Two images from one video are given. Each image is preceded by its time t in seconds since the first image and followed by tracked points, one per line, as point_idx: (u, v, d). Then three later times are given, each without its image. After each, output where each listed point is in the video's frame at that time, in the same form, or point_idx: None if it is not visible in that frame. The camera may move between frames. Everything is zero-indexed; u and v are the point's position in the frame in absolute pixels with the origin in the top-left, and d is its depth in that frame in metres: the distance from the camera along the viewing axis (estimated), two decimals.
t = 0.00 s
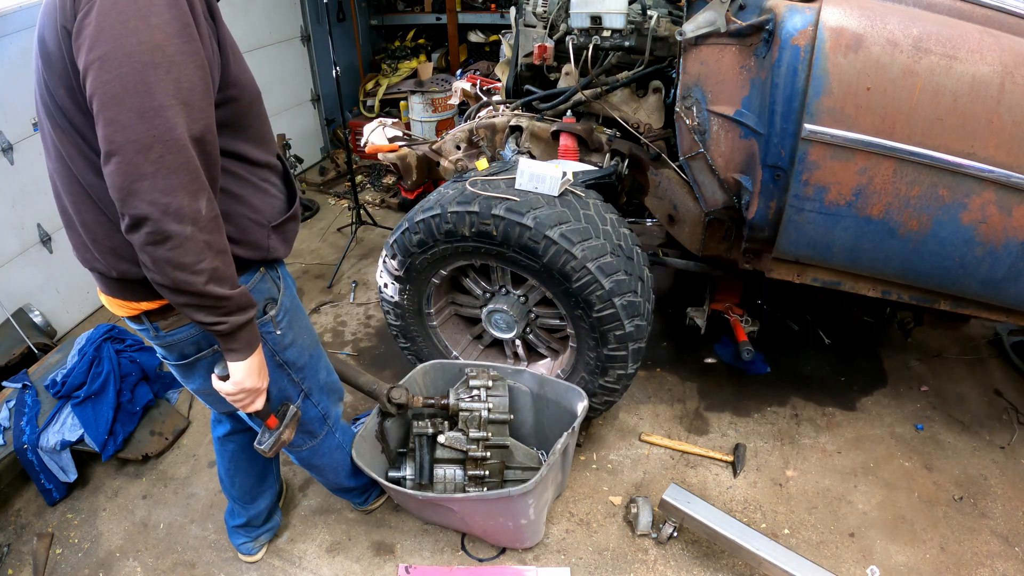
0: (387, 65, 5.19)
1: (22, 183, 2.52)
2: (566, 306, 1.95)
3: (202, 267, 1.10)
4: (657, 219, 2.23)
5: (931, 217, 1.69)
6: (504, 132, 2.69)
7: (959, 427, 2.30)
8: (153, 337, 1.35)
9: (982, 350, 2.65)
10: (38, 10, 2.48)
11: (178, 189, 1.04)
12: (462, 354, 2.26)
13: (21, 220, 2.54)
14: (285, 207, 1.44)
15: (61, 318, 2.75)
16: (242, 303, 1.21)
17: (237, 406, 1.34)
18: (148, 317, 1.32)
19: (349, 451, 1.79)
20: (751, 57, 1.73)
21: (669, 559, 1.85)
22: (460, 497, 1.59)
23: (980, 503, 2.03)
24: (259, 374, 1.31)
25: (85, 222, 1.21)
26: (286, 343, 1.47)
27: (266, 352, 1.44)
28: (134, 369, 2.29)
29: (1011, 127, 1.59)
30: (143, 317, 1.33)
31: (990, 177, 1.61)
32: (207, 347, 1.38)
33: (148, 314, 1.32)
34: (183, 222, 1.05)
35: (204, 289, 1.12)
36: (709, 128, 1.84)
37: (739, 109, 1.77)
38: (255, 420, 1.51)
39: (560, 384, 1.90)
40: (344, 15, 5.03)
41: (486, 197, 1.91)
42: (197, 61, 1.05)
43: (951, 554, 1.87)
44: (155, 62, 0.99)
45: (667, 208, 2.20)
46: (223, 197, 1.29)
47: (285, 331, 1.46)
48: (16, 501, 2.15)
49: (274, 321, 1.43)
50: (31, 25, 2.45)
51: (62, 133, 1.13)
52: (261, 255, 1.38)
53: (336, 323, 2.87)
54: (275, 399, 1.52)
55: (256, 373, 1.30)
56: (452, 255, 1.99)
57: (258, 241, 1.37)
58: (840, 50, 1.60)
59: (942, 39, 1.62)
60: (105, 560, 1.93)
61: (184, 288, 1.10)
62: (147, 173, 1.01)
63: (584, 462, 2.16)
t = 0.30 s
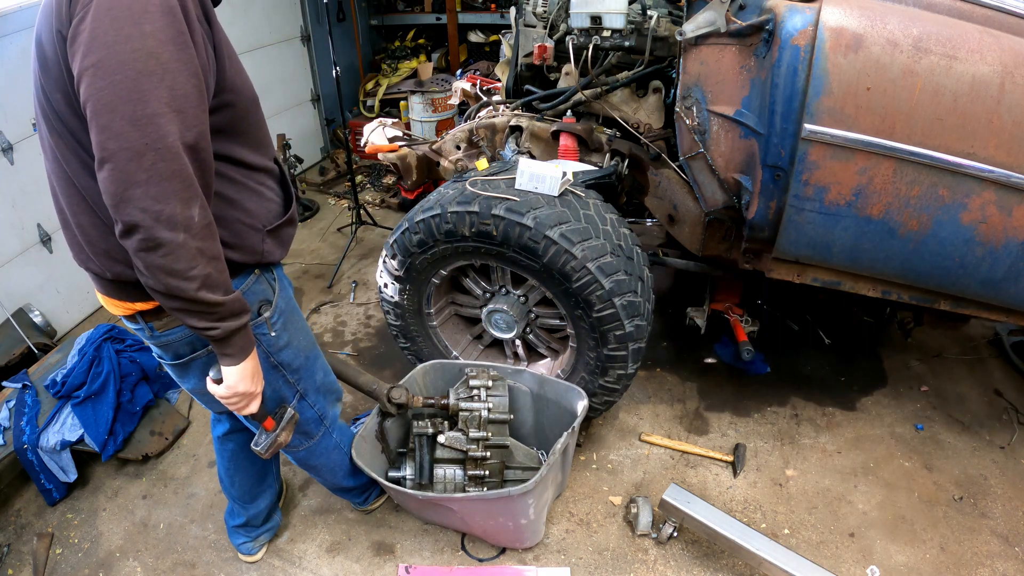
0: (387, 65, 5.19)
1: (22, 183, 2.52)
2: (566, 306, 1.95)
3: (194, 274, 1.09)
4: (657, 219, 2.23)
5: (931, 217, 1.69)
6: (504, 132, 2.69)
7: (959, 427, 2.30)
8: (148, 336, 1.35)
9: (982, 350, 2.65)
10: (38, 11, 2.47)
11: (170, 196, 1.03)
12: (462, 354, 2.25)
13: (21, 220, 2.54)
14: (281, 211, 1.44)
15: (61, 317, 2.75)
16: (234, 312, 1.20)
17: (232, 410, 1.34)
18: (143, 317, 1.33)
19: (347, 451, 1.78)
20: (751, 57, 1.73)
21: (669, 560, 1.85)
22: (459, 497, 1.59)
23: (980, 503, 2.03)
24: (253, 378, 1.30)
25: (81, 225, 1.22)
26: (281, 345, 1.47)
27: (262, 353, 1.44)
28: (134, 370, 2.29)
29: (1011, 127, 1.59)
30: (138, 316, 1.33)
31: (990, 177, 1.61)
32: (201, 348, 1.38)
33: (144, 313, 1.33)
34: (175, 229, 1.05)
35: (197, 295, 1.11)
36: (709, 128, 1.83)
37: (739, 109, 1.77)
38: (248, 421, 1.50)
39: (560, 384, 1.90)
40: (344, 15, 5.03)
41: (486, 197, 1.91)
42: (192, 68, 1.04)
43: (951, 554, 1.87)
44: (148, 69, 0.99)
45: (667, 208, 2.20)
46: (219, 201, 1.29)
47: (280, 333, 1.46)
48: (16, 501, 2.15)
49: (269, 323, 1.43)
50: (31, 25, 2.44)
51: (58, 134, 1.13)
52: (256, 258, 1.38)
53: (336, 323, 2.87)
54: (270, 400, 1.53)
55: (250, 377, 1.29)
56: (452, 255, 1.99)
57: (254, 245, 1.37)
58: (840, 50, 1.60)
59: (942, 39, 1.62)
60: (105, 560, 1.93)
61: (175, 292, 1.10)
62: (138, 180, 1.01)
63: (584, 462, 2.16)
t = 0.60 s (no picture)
0: (387, 65, 5.19)
1: (23, 183, 2.50)
2: (566, 306, 1.95)
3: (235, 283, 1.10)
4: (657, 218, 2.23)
5: (931, 217, 1.69)
6: (504, 132, 2.69)
7: (959, 427, 2.30)
8: (137, 350, 1.29)
9: (982, 350, 2.65)
10: (38, 11, 2.47)
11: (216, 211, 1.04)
12: (462, 354, 2.25)
13: (21, 220, 2.52)
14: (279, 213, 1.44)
15: (61, 317, 2.75)
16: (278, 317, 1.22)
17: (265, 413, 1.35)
18: (132, 326, 1.26)
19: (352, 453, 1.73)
20: (751, 57, 1.73)
21: (668, 559, 1.85)
22: (461, 497, 1.60)
23: (980, 503, 2.03)
24: (285, 385, 1.32)
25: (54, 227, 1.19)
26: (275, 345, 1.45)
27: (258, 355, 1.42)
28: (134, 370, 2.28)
29: (1011, 127, 1.59)
30: (126, 327, 1.26)
31: (990, 177, 1.61)
32: (196, 354, 1.32)
33: (132, 323, 1.26)
34: (215, 238, 1.06)
35: (242, 300, 1.13)
36: (709, 127, 1.83)
37: (739, 109, 1.77)
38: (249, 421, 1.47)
39: (560, 383, 1.90)
40: (343, 16, 5.03)
41: (486, 197, 1.91)
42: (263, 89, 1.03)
43: (951, 554, 1.87)
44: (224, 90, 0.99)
45: (667, 207, 2.20)
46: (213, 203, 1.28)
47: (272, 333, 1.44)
48: (16, 501, 2.15)
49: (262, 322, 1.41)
50: (32, 25, 2.43)
51: (52, 133, 1.14)
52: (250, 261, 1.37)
53: (335, 323, 2.87)
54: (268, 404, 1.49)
55: (282, 384, 1.31)
56: (452, 255, 1.99)
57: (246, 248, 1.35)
58: (840, 51, 1.60)
59: (943, 39, 1.62)
60: (105, 560, 1.93)
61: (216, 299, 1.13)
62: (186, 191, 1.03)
63: (584, 462, 2.16)
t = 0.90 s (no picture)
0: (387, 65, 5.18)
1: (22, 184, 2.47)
2: (566, 306, 1.95)
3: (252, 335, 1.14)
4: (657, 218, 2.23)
5: (931, 217, 1.69)
6: (504, 132, 2.69)
7: (959, 427, 2.30)
8: (125, 357, 1.32)
9: (982, 350, 2.65)
10: (39, 11, 2.46)
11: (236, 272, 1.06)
12: (462, 354, 2.25)
13: (21, 220, 2.51)
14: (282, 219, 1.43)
15: (61, 317, 2.75)
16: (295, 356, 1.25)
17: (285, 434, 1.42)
18: (119, 335, 1.28)
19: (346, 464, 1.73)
20: (751, 57, 1.73)
21: (669, 559, 1.85)
22: (461, 497, 1.59)
23: (980, 503, 2.03)
24: (300, 417, 1.36)
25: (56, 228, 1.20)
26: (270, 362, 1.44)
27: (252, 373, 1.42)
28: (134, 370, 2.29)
29: (1011, 127, 1.59)
30: (113, 334, 1.28)
31: (990, 177, 1.61)
32: (183, 368, 1.34)
33: (119, 332, 1.28)
34: (233, 298, 1.09)
35: (259, 352, 1.17)
36: (709, 127, 1.83)
37: (739, 109, 1.77)
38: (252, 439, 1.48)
39: (560, 384, 1.90)
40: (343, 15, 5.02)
41: (486, 197, 1.91)
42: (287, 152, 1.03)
43: (951, 554, 1.87)
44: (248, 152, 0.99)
45: (667, 207, 2.20)
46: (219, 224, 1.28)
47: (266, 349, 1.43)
48: (16, 501, 2.15)
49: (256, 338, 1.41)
50: (32, 25, 2.43)
51: (67, 133, 1.15)
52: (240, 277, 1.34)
53: (335, 323, 2.87)
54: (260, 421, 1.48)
55: (296, 416, 1.35)
56: (451, 255, 1.99)
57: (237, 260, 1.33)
58: (840, 51, 1.60)
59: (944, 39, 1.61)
60: (105, 560, 1.93)
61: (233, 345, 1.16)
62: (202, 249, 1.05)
63: (584, 462, 2.16)
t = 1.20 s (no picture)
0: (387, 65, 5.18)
1: (22, 183, 2.47)
2: (566, 306, 1.95)
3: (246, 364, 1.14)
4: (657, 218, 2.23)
5: (931, 217, 1.69)
6: (504, 132, 2.69)
7: (959, 427, 2.30)
8: (118, 360, 1.32)
9: (982, 350, 2.65)
10: (38, 11, 2.46)
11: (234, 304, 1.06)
12: (462, 354, 2.25)
13: (21, 220, 2.50)
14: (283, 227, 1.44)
15: (61, 317, 2.76)
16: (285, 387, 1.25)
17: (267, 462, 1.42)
18: (111, 339, 1.28)
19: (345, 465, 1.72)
20: (751, 57, 1.73)
21: (669, 560, 1.85)
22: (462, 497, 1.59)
23: (980, 503, 2.03)
24: (285, 444, 1.36)
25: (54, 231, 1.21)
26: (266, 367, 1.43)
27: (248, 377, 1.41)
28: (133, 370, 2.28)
29: (1011, 127, 1.59)
30: (105, 338, 1.28)
31: (990, 177, 1.61)
32: (175, 374, 1.34)
33: (112, 336, 1.28)
34: (228, 329, 1.10)
35: (251, 381, 1.17)
36: (709, 127, 1.83)
37: (739, 109, 1.77)
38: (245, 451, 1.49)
39: (560, 383, 1.90)
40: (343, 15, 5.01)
41: (486, 197, 1.91)
42: (287, 188, 1.02)
43: (952, 554, 1.87)
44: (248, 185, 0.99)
45: (667, 207, 2.20)
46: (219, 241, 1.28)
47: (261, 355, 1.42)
48: (16, 501, 2.15)
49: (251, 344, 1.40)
50: (32, 25, 2.43)
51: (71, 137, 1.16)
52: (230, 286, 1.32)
53: (335, 323, 2.87)
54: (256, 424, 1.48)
55: (283, 442, 1.35)
56: (452, 255, 1.99)
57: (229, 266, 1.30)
58: (840, 51, 1.60)
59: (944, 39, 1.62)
60: (105, 560, 1.93)
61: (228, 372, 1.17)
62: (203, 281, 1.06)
63: (584, 462, 2.16)
